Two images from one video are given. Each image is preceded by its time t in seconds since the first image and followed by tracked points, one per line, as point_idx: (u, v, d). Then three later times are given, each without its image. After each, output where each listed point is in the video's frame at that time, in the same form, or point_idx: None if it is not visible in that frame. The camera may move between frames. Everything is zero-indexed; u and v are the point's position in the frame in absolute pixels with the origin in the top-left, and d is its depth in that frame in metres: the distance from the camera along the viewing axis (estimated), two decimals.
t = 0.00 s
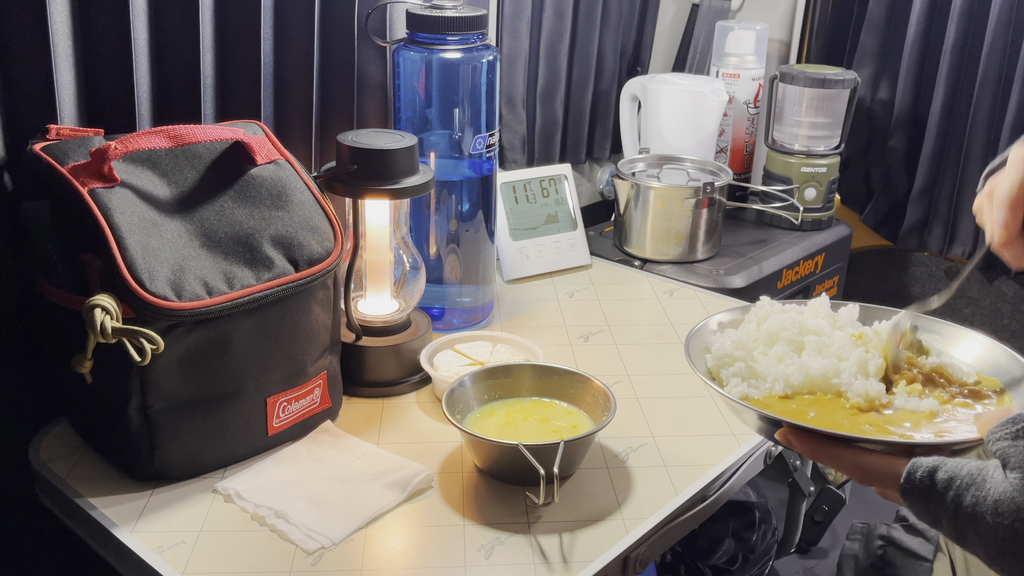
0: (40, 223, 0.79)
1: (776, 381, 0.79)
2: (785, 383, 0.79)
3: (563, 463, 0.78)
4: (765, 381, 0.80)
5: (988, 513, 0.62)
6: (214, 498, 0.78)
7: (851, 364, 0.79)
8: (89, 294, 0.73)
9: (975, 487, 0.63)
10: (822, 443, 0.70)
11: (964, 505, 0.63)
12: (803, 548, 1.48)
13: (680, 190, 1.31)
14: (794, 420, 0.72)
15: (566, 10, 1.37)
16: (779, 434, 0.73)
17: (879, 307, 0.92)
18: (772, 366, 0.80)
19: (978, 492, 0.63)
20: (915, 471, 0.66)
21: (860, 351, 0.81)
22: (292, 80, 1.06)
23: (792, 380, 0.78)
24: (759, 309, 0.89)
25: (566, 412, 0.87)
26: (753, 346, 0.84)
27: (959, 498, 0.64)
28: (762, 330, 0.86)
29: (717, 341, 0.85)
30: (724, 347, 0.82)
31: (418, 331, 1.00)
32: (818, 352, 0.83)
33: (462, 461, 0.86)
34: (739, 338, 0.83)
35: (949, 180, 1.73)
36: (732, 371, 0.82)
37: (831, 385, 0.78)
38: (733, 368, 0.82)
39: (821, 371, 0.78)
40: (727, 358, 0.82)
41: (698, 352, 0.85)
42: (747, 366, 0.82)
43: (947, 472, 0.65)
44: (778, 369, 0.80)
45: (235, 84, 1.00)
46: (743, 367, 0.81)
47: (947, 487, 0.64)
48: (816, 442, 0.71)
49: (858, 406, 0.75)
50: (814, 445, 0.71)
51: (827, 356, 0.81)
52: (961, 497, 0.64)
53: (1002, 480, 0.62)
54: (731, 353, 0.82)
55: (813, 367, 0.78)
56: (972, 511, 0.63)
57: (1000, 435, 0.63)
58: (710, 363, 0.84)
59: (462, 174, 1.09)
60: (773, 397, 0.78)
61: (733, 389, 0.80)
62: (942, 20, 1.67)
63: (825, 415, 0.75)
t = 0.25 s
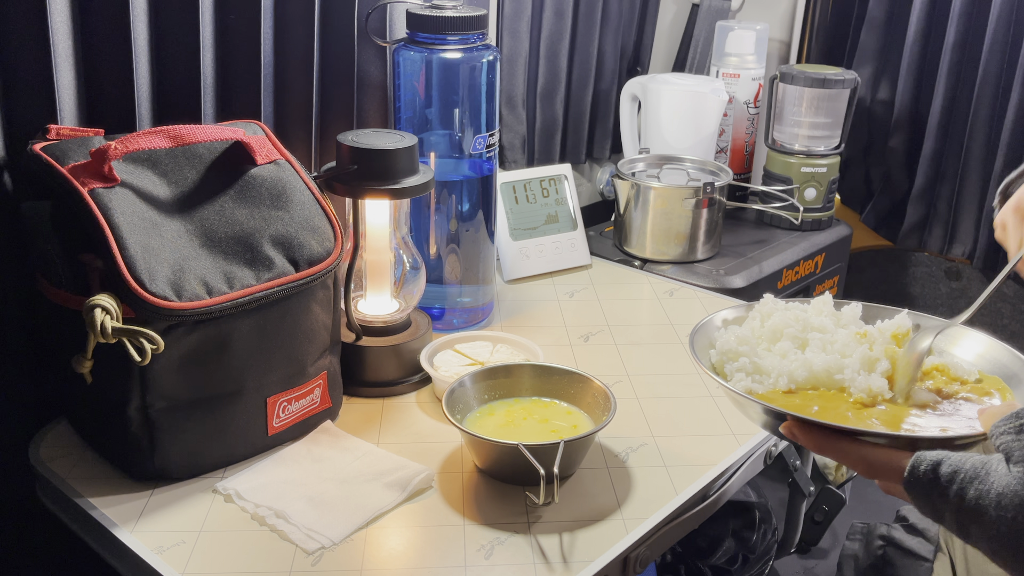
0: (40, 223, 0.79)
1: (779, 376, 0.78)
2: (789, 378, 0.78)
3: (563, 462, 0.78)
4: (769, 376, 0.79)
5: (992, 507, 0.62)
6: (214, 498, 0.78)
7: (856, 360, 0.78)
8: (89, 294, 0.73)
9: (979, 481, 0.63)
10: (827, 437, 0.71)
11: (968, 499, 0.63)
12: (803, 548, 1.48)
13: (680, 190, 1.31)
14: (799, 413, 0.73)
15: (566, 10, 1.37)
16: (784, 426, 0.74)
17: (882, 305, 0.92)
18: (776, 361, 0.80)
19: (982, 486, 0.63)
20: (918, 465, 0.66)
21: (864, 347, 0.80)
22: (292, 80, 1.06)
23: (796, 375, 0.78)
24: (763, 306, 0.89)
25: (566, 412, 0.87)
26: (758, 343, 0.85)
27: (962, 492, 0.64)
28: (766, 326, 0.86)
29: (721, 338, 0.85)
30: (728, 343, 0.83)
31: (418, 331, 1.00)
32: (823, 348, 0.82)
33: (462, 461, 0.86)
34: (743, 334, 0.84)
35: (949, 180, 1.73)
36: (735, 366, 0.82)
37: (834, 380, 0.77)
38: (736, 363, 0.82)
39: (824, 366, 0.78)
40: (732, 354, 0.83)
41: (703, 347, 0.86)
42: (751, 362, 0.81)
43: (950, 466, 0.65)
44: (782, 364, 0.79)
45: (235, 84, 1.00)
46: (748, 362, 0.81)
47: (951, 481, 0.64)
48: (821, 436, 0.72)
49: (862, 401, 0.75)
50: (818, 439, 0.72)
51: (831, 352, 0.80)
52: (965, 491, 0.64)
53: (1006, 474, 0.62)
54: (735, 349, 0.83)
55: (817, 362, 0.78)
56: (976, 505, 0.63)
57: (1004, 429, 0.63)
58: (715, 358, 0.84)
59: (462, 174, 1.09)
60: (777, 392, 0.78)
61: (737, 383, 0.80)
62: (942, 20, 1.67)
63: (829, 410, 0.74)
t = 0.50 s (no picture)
0: (40, 224, 0.79)
1: (781, 374, 0.79)
2: (791, 377, 0.78)
3: (563, 462, 0.78)
4: (770, 373, 0.80)
5: (995, 508, 0.62)
6: (214, 498, 0.78)
7: (857, 359, 0.78)
8: (89, 294, 0.73)
9: (982, 481, 0.63)
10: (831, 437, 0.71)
11: (970, 499, 0.63)
12: (803, 548, 1.48)
13: (680, 190, 1.31)
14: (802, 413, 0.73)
15: (566, 10, 1.37)
16: (785, 425, 0.73)
17: (883, 305, 0.92)
18: (777, 359, 0.80)
19: (985, 487, 0.63)
20: (921, 465, 0.66)
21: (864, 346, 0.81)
22: (292, 80, 1.06)
23: (798, 373, 0.78)
24: (764, 305, 0.90)
25: (566, 412, 0.87)
26: (759, 341, 0.85)
27: (965, 493, 0.64)
28: (767, 326, 0.86)
29: (722, 335, 0.85)
30: (729, 341, 0.83)
31: (418, 331, 1.00)
32: (823, 347, 0.83)
33: (462, 461, 0.86)
34: (745, 332, 0.84)
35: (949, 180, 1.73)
36: (737, 364, 0.82)
37: (836, 379, 0.78)
38: (738, 362, 0.82)
39: (826, 365, 0.78)
40: (733, 352, 0.83)
41: (703, 344, 0.86)
42: (752, 360, 0.82)
43: (953, 467, 0.65)
44: (783, 363, 0.80)
45: (235, 84, 1.00)
46: (749, 360, 0.81)
47: (954, 481, 0.64)
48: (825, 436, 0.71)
49: (864, 400, 0.75)
50: (822, 439, 0.71)
51: (832, 350, 0.81)
52: (968, 491, 0.64)
53: (1009, 476, 0.62)
54: (737, 347, 0.83)
55: (818, 361, 0.78)
56: (979, 505, 0.63)
57: (1008, 430, 0.63)
58: (716, 356, 0.84)
59: (462, 174, 1.09)
60: (778, 391, 0.78)
61: (739, 381, 0.80)
62: (942, 20, 1.67)
63: (831, 408, 0.75)
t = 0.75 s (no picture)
0: (40, 224, 0.79)
1: (778, 375, 0.79)
2: (788, 377, 0.78)
3: (563, 462, 0.78)
4: (767, 375, 0.80)
5: (995, 507, 0.62)
6: (214, 498, 0.78)
7: (854, 359, 0.78)
8: (90, 294, 0.73)
9: (982, 481, 0.63)
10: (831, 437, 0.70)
11: (971, 498, 0.63)
12: (803, 548, 1.48)
13: (681, 190, 1.31)
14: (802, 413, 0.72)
15: (566, 10, 1.37)
16: (785, 426, 0.73)
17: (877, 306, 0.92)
18: (774, 361, 0.80)
19: (985, 486, 0.63)
20: (921, 465, 0.66)
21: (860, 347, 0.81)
22: (292, 80, 1.06)
23: (795, 375, 0.78)
24: (759, 306, 0.90)
25: (566, 412, 0.87)
26: (755, 342, 0.85)
27: (965, 492, 0.64)
28: (763, 327, 0.86)
29: (719, 337, 0.86)
30: (727, 342, 0.84)
31: (418, 331, 1.00)
32: (819, 349, 0.83)
33: (462, 461, 0.86)
34: (741, 333, 0.84)
35: (949, 180, 1.73)
36: (734, 365, 0.82)
37: (833, 379, 0.77)
38: (735, 363, 0.82)
39: (823, 365, 0.77)
40: (730, 353, 0.83)
41: (701, 346, 0.86)
42: (749, 361, 0.82)
43: (954, 466, 0.65)
44: (780, 364, 0.79)
45: (234, 84, 1.00)
46: (746, 361, 0.82)
47: (954, 481, 0.64)
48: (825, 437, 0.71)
49: (861, 400, 0.74)
50: (823, 440, 0.70)
51: (828, 352, 0.81)
52: (968, 491, 0.64)
53: (1009, 474, 0.62)
54: (733, 348, 0.83)
55: (815, 362, 0.78)
56: (979, 504, 0.63)
57: (1008, 429, 0.63)
58: (713, 358, 0.84)
59: (462, 174, 1.09)
60: (776, 392, 0.78)
61: (736, 382, 0.80)
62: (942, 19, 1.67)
63: (829, 408, 0.75)
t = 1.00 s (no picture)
0: (40, 224, 0.79)
1: (771, 381, 0.78)
2: (781, 384, 0.78)
3: (563, 463, 0.78)
4: (760, 381, 0.79)
5: (994, 513, 0.62)
6: (214, 498, 0.78)
7: (845, 364, 0.78)
8: (89, 295, 0.73)
9: (981, 487, 0.63)
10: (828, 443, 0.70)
11: (971, 505, 0.63)
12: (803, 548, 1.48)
13: (681, 190, 1.31)
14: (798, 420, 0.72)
15: (566, 9, 1.37)
16: (783, 432, 0.72)
17: (863, 311, 0.91)
18: (766, 367, 0.80)
19: (984, 493, 0.63)
20: (920, 473, 0.66)
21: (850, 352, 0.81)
22: (292, 80, 1.06)
23: (787, 381, 0.78)
24: (747, 312, 0.90)
25: (566, 412, 0.87)
26: (745, 348, 0.85)
27: (965, 498, 0.64)
28: (753, 332, 0.87)
29: (709, 343, 0.85)
30: (718, 348, 0.83)
31: (418, 331, 1.00)
32: (810, 354, 0.83)
33: (462, 461, 0.86)
34: (732, 339, 0.84)
35: (949, 180, 1.73)
36: (726, 372, 0.82)
37: (825, 385, 0.77)
38: (727, 369, 0.82)
39: (814, 371, 0.77)
40: (721, 359, 0.83)
41: (692, 352, 0.85)
42: (741, 368, 0.82)
43: (952, 473, 0.65)
44: (772, 369, 0.79)
45: (234, 84, 1.00)
46: (738, 368, 0.81)
47: (953, 488, 0.64)
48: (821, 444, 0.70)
49: (854, 405, 0.74)
50: (819, 446, 0.70)
51: (818, 357, 0.81)
52: (968, 497, 0.64)
53: (1007, 480, 0.62)
54: (725, 355, 0.83)
55: (806, 367, 0.77)
56: (979, 511, 0.63)
57: (1004, 435, 0.63)
58: (704, 363, 0.84)
59: (462, 174, 1.09)
60: (768, 399, 0.78)
61: (730, 390, 0.80)
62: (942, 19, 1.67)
63: (822, 415, 0.75)
